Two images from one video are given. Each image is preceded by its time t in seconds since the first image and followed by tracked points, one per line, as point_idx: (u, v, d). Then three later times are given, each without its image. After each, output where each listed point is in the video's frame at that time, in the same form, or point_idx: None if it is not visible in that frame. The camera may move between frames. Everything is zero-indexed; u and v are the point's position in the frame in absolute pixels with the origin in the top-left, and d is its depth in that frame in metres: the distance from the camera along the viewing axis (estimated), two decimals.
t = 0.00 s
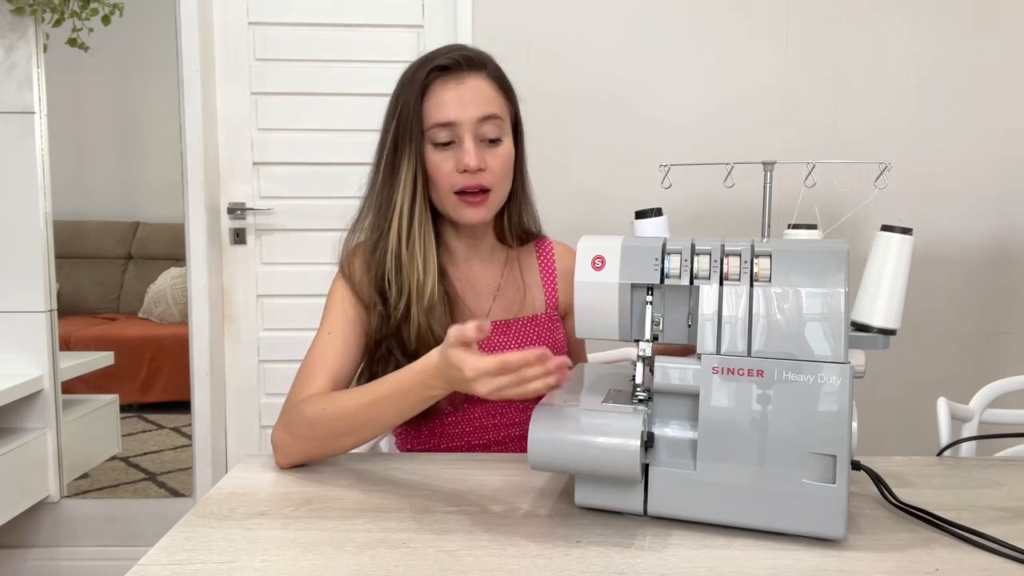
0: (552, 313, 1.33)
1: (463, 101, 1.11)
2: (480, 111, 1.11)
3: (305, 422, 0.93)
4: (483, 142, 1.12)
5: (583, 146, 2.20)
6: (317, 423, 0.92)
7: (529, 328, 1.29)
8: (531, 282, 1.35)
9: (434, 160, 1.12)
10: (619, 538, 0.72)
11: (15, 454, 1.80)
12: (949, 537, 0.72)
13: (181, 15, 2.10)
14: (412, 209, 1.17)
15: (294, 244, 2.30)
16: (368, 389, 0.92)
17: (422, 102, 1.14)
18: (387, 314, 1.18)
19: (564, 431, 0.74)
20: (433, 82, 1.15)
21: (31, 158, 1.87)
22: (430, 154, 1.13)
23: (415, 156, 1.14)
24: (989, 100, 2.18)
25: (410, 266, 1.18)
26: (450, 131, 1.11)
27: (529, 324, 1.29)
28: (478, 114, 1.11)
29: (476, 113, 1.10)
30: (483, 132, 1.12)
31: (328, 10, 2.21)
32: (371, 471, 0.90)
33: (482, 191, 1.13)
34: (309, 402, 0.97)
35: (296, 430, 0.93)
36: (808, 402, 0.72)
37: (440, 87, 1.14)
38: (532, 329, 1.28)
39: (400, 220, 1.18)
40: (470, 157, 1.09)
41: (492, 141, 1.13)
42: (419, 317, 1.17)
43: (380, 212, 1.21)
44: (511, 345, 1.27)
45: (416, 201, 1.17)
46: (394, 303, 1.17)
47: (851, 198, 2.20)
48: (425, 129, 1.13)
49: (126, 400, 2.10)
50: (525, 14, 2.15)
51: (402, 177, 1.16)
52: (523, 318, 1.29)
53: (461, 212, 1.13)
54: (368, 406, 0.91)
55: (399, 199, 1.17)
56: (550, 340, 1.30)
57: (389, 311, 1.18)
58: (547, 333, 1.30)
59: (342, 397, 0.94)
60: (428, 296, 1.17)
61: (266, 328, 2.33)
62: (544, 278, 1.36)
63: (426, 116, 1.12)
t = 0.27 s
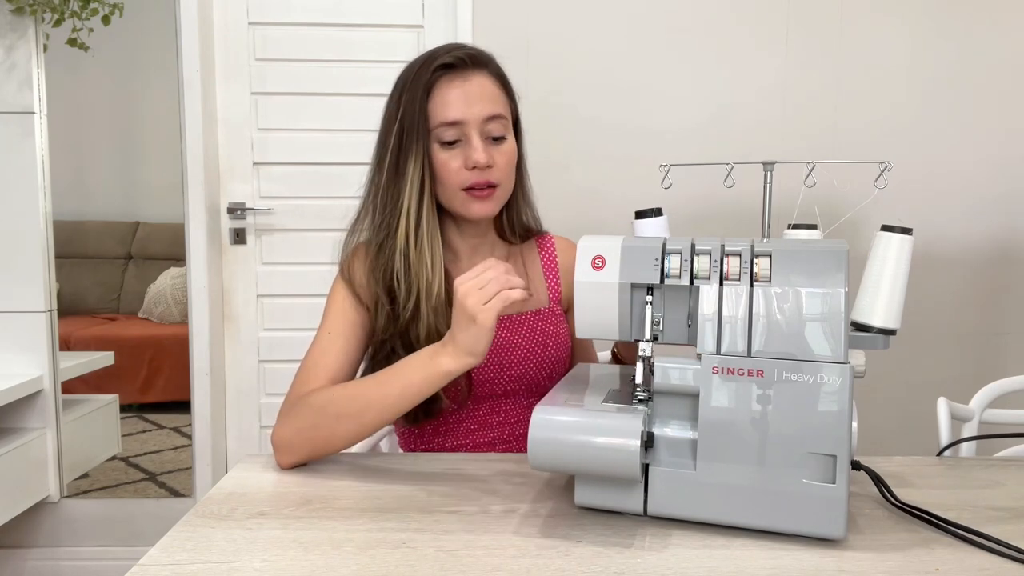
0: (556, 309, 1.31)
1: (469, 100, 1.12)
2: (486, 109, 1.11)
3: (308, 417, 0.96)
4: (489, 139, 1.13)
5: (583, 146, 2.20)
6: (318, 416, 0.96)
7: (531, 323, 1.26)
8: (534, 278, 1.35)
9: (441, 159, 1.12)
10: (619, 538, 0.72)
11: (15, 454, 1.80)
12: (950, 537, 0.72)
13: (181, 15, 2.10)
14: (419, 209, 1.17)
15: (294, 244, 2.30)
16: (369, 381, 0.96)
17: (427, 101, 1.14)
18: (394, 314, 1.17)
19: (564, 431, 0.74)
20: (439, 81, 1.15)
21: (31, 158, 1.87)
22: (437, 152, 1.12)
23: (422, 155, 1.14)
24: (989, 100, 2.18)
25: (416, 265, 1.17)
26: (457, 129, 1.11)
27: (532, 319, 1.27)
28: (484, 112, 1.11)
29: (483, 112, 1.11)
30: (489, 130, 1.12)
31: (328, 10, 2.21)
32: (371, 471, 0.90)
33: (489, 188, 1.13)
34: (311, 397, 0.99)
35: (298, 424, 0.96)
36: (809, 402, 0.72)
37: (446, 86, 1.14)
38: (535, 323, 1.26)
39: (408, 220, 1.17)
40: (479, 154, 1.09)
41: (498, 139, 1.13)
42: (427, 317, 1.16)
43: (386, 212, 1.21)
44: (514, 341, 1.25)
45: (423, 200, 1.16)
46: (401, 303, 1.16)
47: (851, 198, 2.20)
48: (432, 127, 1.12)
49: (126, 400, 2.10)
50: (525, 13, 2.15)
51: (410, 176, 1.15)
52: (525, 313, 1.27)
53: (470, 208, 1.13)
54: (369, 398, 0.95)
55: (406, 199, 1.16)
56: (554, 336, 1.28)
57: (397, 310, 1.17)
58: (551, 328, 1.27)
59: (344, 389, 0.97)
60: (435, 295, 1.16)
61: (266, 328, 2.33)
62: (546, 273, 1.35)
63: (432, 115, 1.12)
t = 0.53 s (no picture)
0: (555, 310, 1.31)
1: (462, 98, 1.12)
2: (479, 107, 1.11)
3: (306, 417, 0.96)
4: (483, 137, 1.12)
5: (583, 146, 2.20)
6: (316, 416, 0.96)
7: (530, 325, 1.26)
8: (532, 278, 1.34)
9: (435, 156, 1.12)
10: (619, 537, 0.72)
11: (15, 454, 1.80)
12: (949, 537, 0.72)
13: (181, 15, 2.11)
14: (412, 207, 1.17)
15: (294, 244, 2.30)
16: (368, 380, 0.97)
17: (421, 99, 1.14)
18: (388, 312, 1.17)
19: (563, 431, 0.74)
20: (432, 78, 1.15)
21: (31, 157, 1.87)
22: (431, 150, 1.12)
23: (415, 153, 1.14)
24: (989, 100, 2.18)
25: (410, 263, 1.17)
26: (450, 127, 1.11)
27: (531, 321, 1.27)
28: (478, 110, 1.11)
29: (476, 109, 1.11)
30: (482, 128, 1.12)
31: (328, 10, 2.21)
32: (372, 471, 0.90)
33: (483, 186, 1.13)
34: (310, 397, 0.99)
35: (296, 424, 0.96)
36: (809, 402, 0.72)
37: (439, 84, 1.14)
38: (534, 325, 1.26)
39: (401, 217, 1.17)
40: (472, 151, 1.09)
41: (491, 136, 1.13)
42: (419, 315, 1.16)
43: (380, 210, 1.21)
44: (513, 342, 1.25)
45: (417, 198, 1.16)
46: (395, 300, 1.17)
47: (851, 198, 2.20)
48: (426, 125, 1.12)
49: (126, 400, 2.10)
50: (525, 13, 2.15)
51: (403, 173, 1.16)
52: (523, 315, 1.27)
53: (463, 207, 1.13)
54: (368, 397, 0.95)
55: (400, 197, 1.16)
56: (553, 338, 1.28)
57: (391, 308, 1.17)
58: (550, 331, 1.27)
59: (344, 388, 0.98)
60: (428, 293, 1.16)
61: (266, 328, 2.33)
62: (545, 273, 1.35)
63: (427, 113, 1.12)
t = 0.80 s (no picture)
0: (558, 310, 1.32)
1: (456, 95, 1.12)
2: (473, 103, 1.11)
3: (308, 412, 0.97)
4: (477, 133, 1.12)
5: (583, 146, 2.20)
6: (319, 410, 0.97)
7: (533, 325, 1.27)
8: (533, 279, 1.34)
9: (429, 154, 1.12)
10: (619, 538, 0.72)
11: (15, 454, 1.80)
12: (950, 537, 0.72)
13: (181, 15, 2.11)
14: (409, 205, 1.17)
15: (294, 244, 2.30)
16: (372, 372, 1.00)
17: (416, 97, 1.15)
18: (387, 309, 1.17)
19: (563, 432, 0.74)
20: (427, 77, 1.16)
21: (31, 157, 1.87)
22: (426, 148, 1.13)
23: (411, 151, 1.14)
24: (989, 100, 2.18)
25: (408, 261, 1.17)
26: (444, 123, 1.11)
27: (533, 322, 1.27)
28: (471, 106, 1.11)
29: (469, 106, 1.11)
30: (476, 124, 1.12)
31: (328, 10, 2.21)
32: (372, 471, 0.90)
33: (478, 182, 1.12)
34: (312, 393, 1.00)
35: (298, 420, 0.96)
36: (809, 402, 0.72)
37: (434, 82, 1.14)
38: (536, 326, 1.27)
39: (398, 216, 1.17)
40: (465, 148, 1.09)
41: (486, 132, 1.13)
42: (419, 312, 1.15)
43: (378, 209, 1.21)
44: (516, 343, 1.25)
45: (414, 195, 1.17)
46: (393, 297, 1.17)
47: (851, 198, 2.20)
48: (421, 123, 1.13)
49: (126, 400, 2.10)
50: (525, 14, 2.15)
51: (399, 172, 1.16)
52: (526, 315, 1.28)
53: (459, 205, 1.12)
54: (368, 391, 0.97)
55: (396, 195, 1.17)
56: (554, 339, 1.29)
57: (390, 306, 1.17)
58: (552, 331, 1.28)
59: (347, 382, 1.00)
60: (427, 290, 1.16)
61: (266, 328, 2.33)
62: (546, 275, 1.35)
63: (421, 111, 1.13)
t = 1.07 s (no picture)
0: (556, 312, 1.31)
1: (447, 102, 1.11)
2: (464, 111, 1.11)
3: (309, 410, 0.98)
4: (467, 142, 1.12)
5: (583, 146, 2.20)
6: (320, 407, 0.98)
7: (532, 326, 1.27)
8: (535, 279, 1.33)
9: (422, 162, 1.13)
10: (619, 537, 0.72)
11: (15, 454, 1.80)
12: (949, 537, 0.72)
13: (181, 15, 2.11)
14: (402, 211, 1.18)
15: (294, 244, 2.30)
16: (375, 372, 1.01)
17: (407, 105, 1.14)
18: (381, 314, 1.17)
19: (563, 432, 0.74)
20: (417, 84, 1.16)
21: (31, 157, 1.87)
22: (419, 156, 1.13)
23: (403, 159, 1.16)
24: (989, 100, 2.18)
25: (402, 266, 1.17)
26: (435, 133, 1.11)
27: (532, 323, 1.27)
28: (462, 114, 1.10)
29: (459, 114, 1.10)
30: (468, 131, 1.12)
31: (329, 10, 2.21)
32: (372, 471, 0.90)
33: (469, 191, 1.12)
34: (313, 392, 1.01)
35: (298, 417, 0.97)
36: (808, 402, 0.72)
37: (424, 90, 1.14)
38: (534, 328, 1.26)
39: (392, 221, 1.18)
40: (454, 159, 1.09)
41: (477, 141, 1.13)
42: (412, 318, 1.15)
43: (374, 214, 1.22)
44: (514, 345, 1.25)
45: (406, 201, 1.18)
46: (386, 303, 1.17)
47: (851, 198, 2.20)
48: (413, 131, 1.13)
49: (126, 400, 2.10)
50: (525, 13, 2.15)
51: (393, 179, 1.18)
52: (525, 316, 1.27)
53: (451, 213, 1.13)
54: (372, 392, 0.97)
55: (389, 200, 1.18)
56: (553, 340, 1.28)
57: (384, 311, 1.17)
58: (551, 333, 1.27)
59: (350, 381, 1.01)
60: (420, 296, 1.16)
61: (266, 328, 2.33)
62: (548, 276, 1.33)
63: (412, 119, 1.13)
